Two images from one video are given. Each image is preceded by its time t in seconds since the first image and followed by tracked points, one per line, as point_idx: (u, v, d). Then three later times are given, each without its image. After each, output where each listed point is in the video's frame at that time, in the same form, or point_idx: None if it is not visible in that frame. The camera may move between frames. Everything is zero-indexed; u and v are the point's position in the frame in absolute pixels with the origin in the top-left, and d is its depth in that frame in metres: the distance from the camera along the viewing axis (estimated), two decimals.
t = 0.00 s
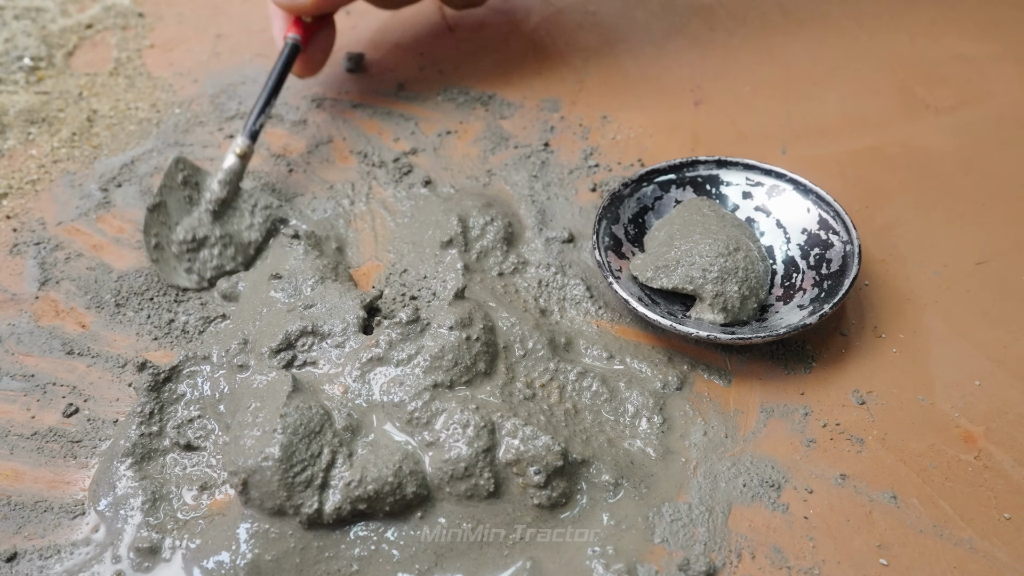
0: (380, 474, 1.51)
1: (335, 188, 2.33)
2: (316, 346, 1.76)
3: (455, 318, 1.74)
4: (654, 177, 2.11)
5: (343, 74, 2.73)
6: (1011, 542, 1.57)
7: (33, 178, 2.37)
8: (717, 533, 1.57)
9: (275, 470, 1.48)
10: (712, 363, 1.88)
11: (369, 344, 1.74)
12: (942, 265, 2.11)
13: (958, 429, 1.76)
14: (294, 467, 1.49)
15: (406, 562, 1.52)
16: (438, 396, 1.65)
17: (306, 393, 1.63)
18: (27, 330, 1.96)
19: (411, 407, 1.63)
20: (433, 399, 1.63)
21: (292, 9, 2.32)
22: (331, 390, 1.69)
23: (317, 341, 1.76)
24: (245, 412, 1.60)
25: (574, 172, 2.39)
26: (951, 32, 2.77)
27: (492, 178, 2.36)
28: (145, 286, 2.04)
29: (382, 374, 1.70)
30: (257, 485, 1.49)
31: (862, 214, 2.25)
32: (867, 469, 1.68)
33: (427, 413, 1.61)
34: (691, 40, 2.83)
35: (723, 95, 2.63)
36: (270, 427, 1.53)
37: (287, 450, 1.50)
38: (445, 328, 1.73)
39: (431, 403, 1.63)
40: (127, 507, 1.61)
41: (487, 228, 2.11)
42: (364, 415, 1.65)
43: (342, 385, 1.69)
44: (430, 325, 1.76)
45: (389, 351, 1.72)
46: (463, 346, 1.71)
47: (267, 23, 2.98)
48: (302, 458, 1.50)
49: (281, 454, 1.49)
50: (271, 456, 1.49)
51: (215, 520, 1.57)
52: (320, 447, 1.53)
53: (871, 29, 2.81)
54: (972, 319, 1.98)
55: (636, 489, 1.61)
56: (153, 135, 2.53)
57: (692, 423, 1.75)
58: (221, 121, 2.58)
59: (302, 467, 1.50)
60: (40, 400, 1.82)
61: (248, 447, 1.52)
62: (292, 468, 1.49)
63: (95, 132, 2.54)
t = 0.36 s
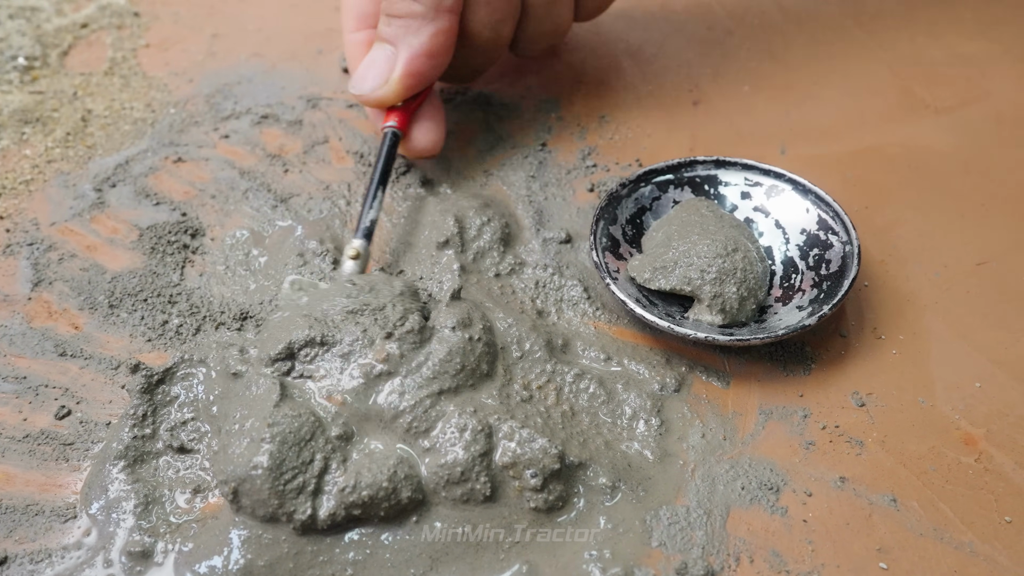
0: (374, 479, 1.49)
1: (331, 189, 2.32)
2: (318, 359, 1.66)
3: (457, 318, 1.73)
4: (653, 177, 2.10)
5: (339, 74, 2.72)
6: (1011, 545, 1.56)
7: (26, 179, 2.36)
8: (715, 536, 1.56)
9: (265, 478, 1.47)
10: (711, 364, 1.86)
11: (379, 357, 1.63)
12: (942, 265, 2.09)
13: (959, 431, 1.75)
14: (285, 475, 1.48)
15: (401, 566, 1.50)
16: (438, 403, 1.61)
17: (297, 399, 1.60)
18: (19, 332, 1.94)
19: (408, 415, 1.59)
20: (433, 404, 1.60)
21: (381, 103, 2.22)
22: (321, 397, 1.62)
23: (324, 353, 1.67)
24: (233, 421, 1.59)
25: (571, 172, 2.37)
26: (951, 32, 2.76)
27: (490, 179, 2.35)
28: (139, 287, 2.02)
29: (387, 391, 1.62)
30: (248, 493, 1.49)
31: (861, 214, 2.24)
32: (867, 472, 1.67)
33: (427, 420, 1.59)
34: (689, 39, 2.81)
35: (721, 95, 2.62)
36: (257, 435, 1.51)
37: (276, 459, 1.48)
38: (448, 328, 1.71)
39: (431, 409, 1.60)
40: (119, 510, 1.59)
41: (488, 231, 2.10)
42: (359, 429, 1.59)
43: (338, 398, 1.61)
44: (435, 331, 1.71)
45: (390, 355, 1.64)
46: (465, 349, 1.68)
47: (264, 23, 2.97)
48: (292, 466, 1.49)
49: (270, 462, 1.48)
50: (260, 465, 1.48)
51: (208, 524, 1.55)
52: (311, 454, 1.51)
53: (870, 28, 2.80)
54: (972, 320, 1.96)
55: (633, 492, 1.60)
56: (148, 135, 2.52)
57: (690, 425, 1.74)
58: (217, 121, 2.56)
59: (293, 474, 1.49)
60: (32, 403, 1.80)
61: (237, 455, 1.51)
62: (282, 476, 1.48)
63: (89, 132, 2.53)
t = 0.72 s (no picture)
0: (373, 483, 1.48)
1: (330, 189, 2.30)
2: (328, 205, 1.42)
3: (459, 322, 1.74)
4: (654, 177, 2.09)
5: (339, 74, 2.71)
6: (1015, 547, 1.55)
7: (24, 178, 2.34)
8: (718, 538, 1.55)
9: (264, 478, 1.46)
10: (712, 365, 1.86)
11: (394, 368, 1.61)
12: (944, 266, 2.08)
13: (962, 433, 1.74)
14: (283, 475, 1.47)
15: (401, 569, 1.49)
16: (437, 408, 1.61)
17: (299, 399, 1.60)
18: (17, 333, 1.93)
19: (409, 421, 1.59)
20: (433, 403, 1.61)
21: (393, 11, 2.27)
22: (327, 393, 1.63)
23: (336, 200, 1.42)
24: (235, 422, 1.60)
25: (572, 172, 2.36)
26: (953, 32, 2.75)
27: (490, 179, 2.33)
28: (137, 287, 2.01)
29: (394, 402, 1.62)
30: (246, 493, 1.47)
31: (863, 214, 2.23)
32: (869, 474, 1.66)
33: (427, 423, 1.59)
34: (690, 39, 2.80)
35: (722, 95, 2.61)
36: (258, 434, 1.51)
37: (276, 457, 1.48)
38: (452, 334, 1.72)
39: (434, 414, 1.60)
40: (116, 512, 1.58)
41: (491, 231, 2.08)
42: (355, 431, 1.59)
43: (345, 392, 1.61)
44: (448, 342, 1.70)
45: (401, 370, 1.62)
46: (466, 353, 1.68)
47: (263, 22, 2.96)
48: (291, 466, 1.48)
49: (269, 461, 1.47)
50: (259, 463, 1.47)
51: (206, 526, 1.54)
52: (311, 455, 1.51)
53: (872, 28, 2.79)
54: (975, 321, 1.95)
55: (635, 494, 1.59)
56: (146, 134, 2.50)
57: (691, 427, 1.73)
58: (216, 120, 2.55)
59: (291, 475, 1.48)
60: (29, 404, 1.79)
61: (237, 454, 1.50)
62: (280, 476, 1.47)
63: (87, 131, 2.51)
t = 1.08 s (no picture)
0: (372, 486, 1.49)
1: (329, 191, 2.31)
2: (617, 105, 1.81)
3: (458, 326, 1.74)
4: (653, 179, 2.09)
5: (338, 76, 2.72)
6: (1011, 550, 1.55)
7: (23, 181, 2.35)
8: (715, 541, 1.55)
9: (263, 481, 1.47)
10: (710, 368, 1.86)
11: (392, 371, 1.62)
12: (941, 269, 2.09)
13: (959, 435, 1.74)
14: (282, 478, 1.48)
15: (400, 572, 1.49)
16: (435, 411, 1.62)
17: (298, 402, 1.62)
18: (17, 335, 1.93)
19: (408, 425, 1.60)
20: (432, 405, 1.62)
21: None
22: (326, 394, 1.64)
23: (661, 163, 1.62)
24: (235, 425, 1.60)
25: (571, 174, 2.37)
26: (951, 33, 2.75)
27: (488, 181, 2.34)
28: (136, 290, 2.02)
29: (392, 405, 1.63)
30: (245, 496, 1.48)
31: (860, 217, 2.24)
32: (867, 476, 1.67)
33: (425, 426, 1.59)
34: (688, 41, 2.81)
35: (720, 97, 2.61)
36: (257, 437, 1.52)
37: (275, 461, 1.48)
38: (450, 337, 1.72)
39: (431, 417, 1.61)
40: (116, 515, 1.58)
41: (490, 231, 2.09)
42: (354, 434, 1.60)
43: (343, 396, 1.61)
44: (445, 345, 1.71)
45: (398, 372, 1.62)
46: (462, 356, 1.68)
47: (262, 24, 2.96)
48: (290, 469, 1.49)
49: (268, 464, 1.48)
50: (258, 467, 1.48)
51: (205, 528, 1.55)
52: (310, 458, 1.52)
53: (870, 30, 2.80)
54: (972, 323, 1.96)
55: (633, 497, 1.59)
56: (146, 136, 2.51)
57: (689, 429, 1.73)
58: (215, 122, 2.55)
59: (290, 478, 1.48)
60: (29, 407, 1.79)
61: (236, 457, 1.51)
62: (279, 479, 1.47)
63: (87, 134, 2.52)
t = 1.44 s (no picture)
0: (375, 487, 1.49)
1: (331, 192, 2.31)
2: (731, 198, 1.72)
3: (461, 327, 1.74)
4: (657, 177, 2.11)
5: (340, 77, 2.72)
6: (1014, 551, 1.55)
7: (25, 181, 2.35)
8: (718, 542, 1.55)
9: (266, 482, 1.47)
10: (713, 369, 1.87)
11: (395, 372, 1.62)
12: (943, 270, 2.09)
13: (962, 437, 1.75)
14: (285, 479, 1.48)
15: (403, 573, 1.49)
16: (438, 412, 1.62)
17: (301, 403, 1.62)
18: (19, 336, 1.93)
19: (411, 426, 1.60)
20: (435, 405, 1.62)
21: None
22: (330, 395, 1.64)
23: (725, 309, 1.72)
24: (238, 425, 1.61)
25: (573, 175, 2.37)
26: (952, 34, 2.76)
27: (490, 182, 2.34)
28: (139, 290, 2.02)
29: (395, 406, 1.63)
30: (248, 497, 1.48)
31: (863, 218, 2.24)
32: (870, 477, 1.67)
33: (428, 427, 1.59)
34: (690, 42, 2.81)
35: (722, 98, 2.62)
36: (260, 438, 1.52)
37: (278, 462, 1.49)
38: (454, 337, 1.72)
39: (434, 418, 1.61)
40: (119, 516, 1.58)
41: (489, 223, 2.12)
42: (358, 435, 1.60)
43: (345, 396, 1.61)
44: (449, 346, 1.71)
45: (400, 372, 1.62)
46: (466, 356, 1.68)
47: (263, 25, 2.96)
48: (294, 470, 1.49)
49: (272, 466, 1.48)
50: (261, 468, 1.48)
51: (208, 529, 1.55)
52: (313, 459, 1.52)
53: (871, 31, 2.80)
54: (974, 325, 1.96)
55: (636, 498, 1.59)
56: (148, 137, 2.51)
57: (692, 431, 1.74)
58: (217, 123, 2.56)
59: (293, 479, 1.48)
60: (32, 408, 1.79)
61: (239, 458, 1.51)
62: (283, 480, 1.48)
63: (89, 134, 2.52)
